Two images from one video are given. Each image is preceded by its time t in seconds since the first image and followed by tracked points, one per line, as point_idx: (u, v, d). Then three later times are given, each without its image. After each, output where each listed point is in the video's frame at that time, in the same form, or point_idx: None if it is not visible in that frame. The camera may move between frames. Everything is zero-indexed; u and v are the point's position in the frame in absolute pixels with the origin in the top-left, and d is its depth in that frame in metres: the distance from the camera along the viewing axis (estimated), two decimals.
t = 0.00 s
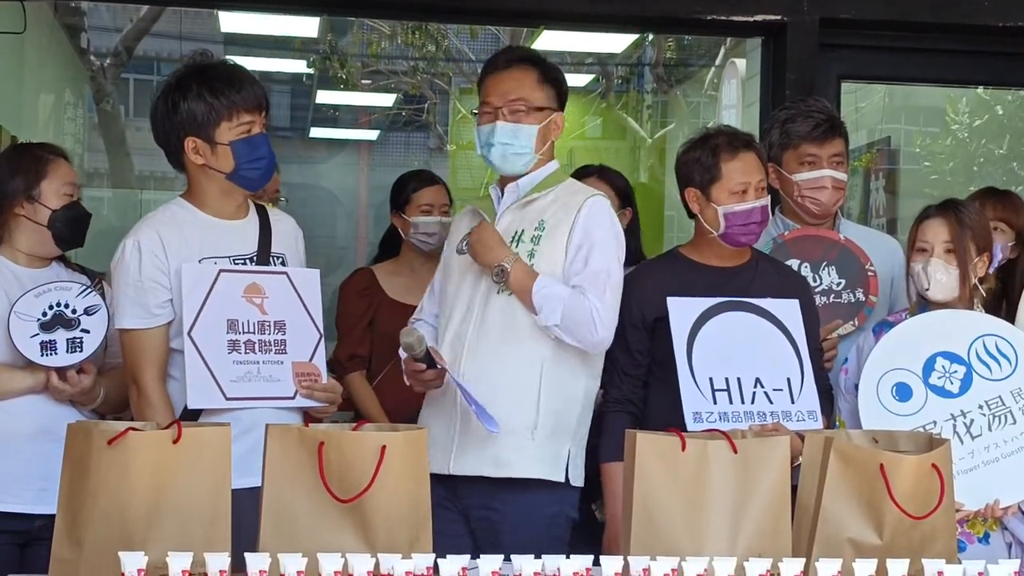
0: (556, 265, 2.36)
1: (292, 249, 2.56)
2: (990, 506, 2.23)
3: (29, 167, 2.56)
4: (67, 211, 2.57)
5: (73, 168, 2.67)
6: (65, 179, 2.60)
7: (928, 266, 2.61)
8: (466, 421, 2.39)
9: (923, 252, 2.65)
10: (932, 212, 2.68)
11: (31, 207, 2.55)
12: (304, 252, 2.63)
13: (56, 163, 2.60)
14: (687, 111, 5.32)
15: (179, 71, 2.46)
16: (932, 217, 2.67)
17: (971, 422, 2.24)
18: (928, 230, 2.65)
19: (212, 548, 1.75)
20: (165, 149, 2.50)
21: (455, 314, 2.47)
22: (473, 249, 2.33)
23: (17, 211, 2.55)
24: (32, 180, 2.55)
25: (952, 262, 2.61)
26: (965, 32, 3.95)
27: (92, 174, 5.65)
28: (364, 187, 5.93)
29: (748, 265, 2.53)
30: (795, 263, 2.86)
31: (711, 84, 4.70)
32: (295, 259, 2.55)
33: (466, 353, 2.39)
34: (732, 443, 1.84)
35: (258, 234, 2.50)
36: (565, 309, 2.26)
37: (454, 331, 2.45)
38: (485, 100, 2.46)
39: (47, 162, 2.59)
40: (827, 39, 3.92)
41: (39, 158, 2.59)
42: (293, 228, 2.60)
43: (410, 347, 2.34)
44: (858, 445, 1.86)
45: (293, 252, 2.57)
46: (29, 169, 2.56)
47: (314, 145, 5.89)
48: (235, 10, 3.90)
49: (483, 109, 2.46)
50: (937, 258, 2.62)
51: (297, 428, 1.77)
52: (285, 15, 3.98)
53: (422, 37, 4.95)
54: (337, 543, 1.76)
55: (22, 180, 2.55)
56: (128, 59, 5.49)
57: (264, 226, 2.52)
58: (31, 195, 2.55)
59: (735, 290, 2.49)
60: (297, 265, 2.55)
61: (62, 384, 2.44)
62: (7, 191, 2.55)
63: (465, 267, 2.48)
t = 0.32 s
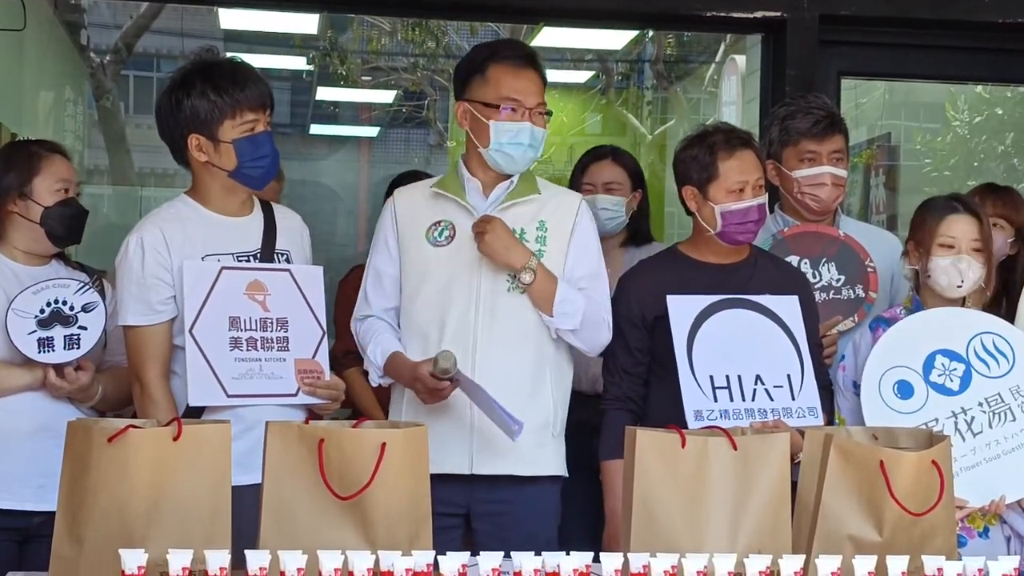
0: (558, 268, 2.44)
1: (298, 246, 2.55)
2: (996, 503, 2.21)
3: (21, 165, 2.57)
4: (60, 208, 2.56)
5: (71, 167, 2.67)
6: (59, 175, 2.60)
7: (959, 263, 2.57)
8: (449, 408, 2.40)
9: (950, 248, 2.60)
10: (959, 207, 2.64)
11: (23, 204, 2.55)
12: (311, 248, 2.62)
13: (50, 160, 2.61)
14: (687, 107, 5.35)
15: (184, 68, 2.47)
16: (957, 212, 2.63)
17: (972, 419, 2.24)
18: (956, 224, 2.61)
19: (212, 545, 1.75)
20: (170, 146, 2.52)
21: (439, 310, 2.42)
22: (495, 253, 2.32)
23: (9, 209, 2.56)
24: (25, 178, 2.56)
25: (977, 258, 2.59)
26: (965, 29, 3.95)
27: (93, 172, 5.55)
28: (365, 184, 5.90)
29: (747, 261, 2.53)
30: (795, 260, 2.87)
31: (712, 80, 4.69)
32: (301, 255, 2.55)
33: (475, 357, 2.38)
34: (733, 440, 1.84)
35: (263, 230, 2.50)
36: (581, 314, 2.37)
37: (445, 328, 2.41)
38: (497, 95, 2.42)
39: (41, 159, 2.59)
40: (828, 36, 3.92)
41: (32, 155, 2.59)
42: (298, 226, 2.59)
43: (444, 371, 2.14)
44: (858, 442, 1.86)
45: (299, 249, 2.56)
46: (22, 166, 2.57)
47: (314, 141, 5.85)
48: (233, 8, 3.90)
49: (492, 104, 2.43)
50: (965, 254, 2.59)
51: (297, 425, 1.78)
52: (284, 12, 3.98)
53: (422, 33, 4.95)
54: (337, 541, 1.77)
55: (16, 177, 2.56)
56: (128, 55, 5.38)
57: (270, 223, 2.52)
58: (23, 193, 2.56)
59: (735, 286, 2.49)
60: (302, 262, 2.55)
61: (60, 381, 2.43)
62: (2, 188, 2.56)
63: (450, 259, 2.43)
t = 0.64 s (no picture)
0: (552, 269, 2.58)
1: (302, 243, 2.54)
2: (995, 497, 2.22)
3: (17, 162, 2.57)
4: (57, 205, 2.56)
5: (70, 165, 2.67)
6: (56, 172, 2.60)
7: (954, 262, 2.57)
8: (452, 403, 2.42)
9: (943, 247, 2.60)
10: (948, 205, 2.64)
11: (20, 201, 2.55)
12: (317, 245, 2.61)
13: (47, 157, 2.60)
14: (686, 103, 5.35)
15: (190, 65, 2.48)
16: (947, 211, 2.63)
17: (968, 414, 2.25)
18: (946, 223, 2.61)
19: (211, 543, 1.75)
20: (175, 143, 2.53)
21: (456, 308, 2.44)
22: (520, 262, 2.44)
23: (6, 206, 2.56)
24: (22, 175, 2.56)
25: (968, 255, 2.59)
26: (964, 25, 3.95)
27: (91, 168, 5.51)
28: (364, 179, 5.89)
29: (742, 258, 2.53)
30: (794, 256, 2.87)
31: (711, 77, 4.68)
32: (304, 252, 2.54)
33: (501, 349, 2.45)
34: (731, 436, 1.85)
35: (266, 228, 2.49)
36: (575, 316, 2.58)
37: (465, 326, 2.44)
38: (514, 99, 2.45)
39: (37, 156, 2.59)
40: (826, 33, 3.91)
41: (29, 152, 2.59)
42: (304, 221, 2.58)
43: (500, 370, 2.04)
44: (855, 438, 1.86)
45: (303, 246, 2.55)
46: (18, 163, 2.57)
47: (312, 137, 5.79)
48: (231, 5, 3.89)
49: (507, 106, 2.45)
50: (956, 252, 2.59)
51: (296, 422, 1.78)
52: (282, 8, 3.98)
53: (420, 30, 4.95)
54: (336, 537, 1.77)
55: (12, 174, 2.57)
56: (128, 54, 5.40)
57: (274, 220, 2.51)
58: (20, 190, 2.56)
59: (732, 282, 2.49)
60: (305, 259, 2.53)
61: (59, 379, 2.44)
62: None
63: (461, 256, 2.46)
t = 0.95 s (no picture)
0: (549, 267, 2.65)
1: (307, 239, 2.53)
2: (987, 491, 2.23)
3: (12, 157, 2.58)
4: (51, 200, 2.55)
5: (67, 160, 2.67)
6: (51, 167, 2.60)
7: (941, 256, 2.56)
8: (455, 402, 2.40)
9: (930, 242, 2.59)
10: (937, 200, 2.64)
11: (14, 197, 2.56)
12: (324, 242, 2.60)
13: (42, 152, 2.60)
14: (686, 99, 5.34)
15: (196, 62, 2.48)
16: (935, 206, 2.63)
17: (963, 409, 2.25)
18: (934, 218, 2.60)
19: (209, 537, 1.76)
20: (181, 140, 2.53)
21: (474, 309, 2.44)
22: (538, 266, 2.49)
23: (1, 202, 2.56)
24: (16, 170, 2.57)
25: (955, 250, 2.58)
26: (962, 19, 3.95)
27: (91, 166, 5.37)
28: (363, 177, 5.81)
29: (740, 254, 2.53)
30: (792, 251, 2.87)
31: (710, 73, 4.68)
32: (309, 249, 2.53)
33: (514, 348, 2.47)
34: (729, 431, 1.85)
35: (271, 225, 2.49)
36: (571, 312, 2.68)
37: (484, 328, 2.44)
38: (536, 107, 2.45)
39: (32, 151, 2.59)
40: (826, 28, 3.91)
41: (23, 147, 2.59)
42: (312, 218, 2.57)
43: (529, 389, 1.98)
44: (853, 433, 1.86)
45: (309, 243, 2.54)
46: (12, 158, 2.58)
47: (311, 134, 5.73)
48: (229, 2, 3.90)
49: (529, 114, 2.44)
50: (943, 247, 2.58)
51: (295, 418, 1.78)
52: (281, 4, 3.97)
53: (420, 25, 4.97)
54: (333, 532, 1.77)
55: (7, 170, 2.57)
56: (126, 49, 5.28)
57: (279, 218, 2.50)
58: (15, 186, 2.56)
59: (730, 277, 2.49)
60: (309, 255, 2.53)
61: (59, 375, 2.47)
62: None
63: (479, 257, 2.45)
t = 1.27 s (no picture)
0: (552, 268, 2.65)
1: (313, 241, 2.53)
2: (974, 490, 2.24)
3: (8, 153, 2.57)
4: (47, 198, 2.55)
5: (63, 157, 2.67)
6: (47, 163, 2.60)
7: (936, 250, 2.57)
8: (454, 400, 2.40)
9: (925, 236, 2.60)
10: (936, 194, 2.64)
11: (10, 195, 2.55)
12: (332, 244, 2.59)
13: (38, 149, 2.60)
14: (684, 96, 5.31)
15: (202, 62, 2.47)
16: (933, 200, 2.62)
17: (955, 407, 2.25)
18: (931, 212, 2.60)
19: (208, 535, 1.76)
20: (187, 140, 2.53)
21: (482, 310, 2.44)
22: (543, 270, 2.49)
23: None
24: (12, 167, 2.56)
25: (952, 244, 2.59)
26: (960, 16, 3.96)
27: (90, 163, 5.27)
28: (363, 174, 5.45)
29: (735, 249, 2.53)
30: (790, 248, 2.87)
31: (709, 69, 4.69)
32: (315, 250, 2.52)
33: (519, 350, 2.48)
34: (727, 428, 1.85)
35: (278, 226, 2.48)
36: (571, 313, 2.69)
37: (491, 329, 2.44)
38: (547, 110, 2.44)
39: (27, 147, 2.59)
40: (824, 24, 3.91)
41: (18, 144, 2.59)
42: (320, 219, 2.57)
43: (534, 400, 1.97)
44: (850, 430, 1.86)
45: (315, 244, 2.54)
46: (8, 155, 2.57)
47: (310, 131, 5.40)
48: None
49: (540, 116, 2.44)
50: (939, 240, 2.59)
51: (293, 415, 1.78)
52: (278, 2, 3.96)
53: (417, 22, 5.08)
54: (331, 528, 1.77)
55: (3, 167, 2.57)
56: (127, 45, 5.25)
57: (286, 219, 2.50)
58: (10, 183, 2.56)
59: (728, 272, 2.49)
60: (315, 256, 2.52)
61: (58, 375, 2.46)
62: None
63: (489, 258, 2.45)
